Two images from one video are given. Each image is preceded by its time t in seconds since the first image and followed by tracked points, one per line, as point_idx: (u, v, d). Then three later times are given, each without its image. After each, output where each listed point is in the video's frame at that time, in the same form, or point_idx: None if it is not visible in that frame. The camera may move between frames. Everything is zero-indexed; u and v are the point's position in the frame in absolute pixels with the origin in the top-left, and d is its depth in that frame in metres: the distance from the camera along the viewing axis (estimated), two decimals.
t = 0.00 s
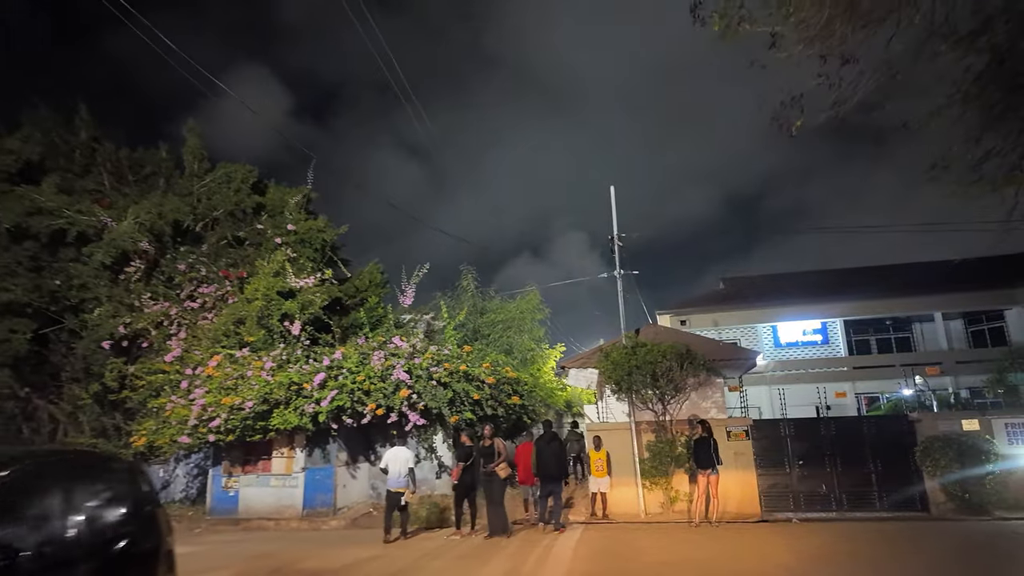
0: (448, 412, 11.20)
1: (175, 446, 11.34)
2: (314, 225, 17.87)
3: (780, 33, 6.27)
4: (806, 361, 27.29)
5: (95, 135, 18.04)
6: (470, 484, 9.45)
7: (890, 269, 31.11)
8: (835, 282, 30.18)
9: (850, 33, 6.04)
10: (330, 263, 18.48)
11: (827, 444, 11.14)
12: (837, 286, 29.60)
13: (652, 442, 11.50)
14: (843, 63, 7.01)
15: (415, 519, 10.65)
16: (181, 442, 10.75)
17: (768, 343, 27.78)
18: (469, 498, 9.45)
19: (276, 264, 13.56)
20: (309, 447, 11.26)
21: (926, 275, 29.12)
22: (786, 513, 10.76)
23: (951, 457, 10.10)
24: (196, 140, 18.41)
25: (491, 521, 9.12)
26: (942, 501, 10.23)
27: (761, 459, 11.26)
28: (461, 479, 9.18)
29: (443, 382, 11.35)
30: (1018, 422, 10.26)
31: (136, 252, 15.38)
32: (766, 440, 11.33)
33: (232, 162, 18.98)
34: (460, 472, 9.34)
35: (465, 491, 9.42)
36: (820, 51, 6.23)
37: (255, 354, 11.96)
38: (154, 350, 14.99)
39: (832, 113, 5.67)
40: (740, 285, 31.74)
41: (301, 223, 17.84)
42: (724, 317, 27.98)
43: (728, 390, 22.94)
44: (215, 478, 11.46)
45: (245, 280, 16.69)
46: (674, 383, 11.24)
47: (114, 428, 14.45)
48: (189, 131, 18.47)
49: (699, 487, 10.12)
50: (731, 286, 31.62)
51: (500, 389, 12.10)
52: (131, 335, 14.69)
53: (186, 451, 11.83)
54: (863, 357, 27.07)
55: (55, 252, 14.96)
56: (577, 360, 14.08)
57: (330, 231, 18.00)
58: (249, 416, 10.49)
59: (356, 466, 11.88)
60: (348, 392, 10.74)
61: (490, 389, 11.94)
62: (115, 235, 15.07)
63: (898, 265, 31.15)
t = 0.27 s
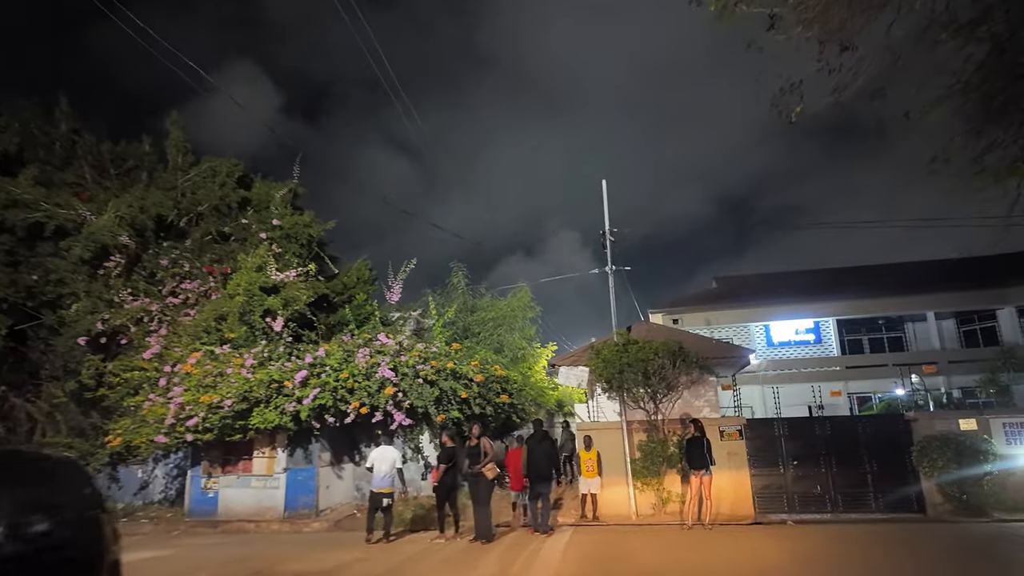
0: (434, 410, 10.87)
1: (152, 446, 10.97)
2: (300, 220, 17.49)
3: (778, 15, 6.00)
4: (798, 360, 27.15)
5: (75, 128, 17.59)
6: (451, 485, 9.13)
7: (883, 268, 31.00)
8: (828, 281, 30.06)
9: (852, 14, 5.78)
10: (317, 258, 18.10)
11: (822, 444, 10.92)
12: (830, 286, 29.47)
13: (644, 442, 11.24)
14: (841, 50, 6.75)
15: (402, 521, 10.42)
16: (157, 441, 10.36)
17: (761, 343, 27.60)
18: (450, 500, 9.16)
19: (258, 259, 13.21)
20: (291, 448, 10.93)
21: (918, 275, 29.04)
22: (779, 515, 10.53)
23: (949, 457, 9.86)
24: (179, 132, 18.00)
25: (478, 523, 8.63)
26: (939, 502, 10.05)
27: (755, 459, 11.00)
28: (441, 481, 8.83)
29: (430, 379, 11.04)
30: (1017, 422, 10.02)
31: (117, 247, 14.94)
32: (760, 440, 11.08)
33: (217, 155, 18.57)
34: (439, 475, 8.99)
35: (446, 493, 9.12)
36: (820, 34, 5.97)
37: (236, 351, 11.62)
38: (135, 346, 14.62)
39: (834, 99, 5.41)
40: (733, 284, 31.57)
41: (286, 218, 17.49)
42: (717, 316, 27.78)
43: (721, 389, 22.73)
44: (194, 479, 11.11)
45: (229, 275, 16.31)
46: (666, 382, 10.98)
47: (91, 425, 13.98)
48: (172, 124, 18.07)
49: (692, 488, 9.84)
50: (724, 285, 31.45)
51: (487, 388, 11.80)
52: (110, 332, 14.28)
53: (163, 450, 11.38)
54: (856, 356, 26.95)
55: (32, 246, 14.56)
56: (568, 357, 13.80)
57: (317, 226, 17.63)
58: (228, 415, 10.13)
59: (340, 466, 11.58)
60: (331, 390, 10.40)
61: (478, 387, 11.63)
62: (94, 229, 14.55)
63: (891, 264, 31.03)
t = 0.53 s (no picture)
0: (421, 409, 10.51)
1: (129, 446, 10.59)
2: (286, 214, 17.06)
3: None
4: (792, 359, 27.00)
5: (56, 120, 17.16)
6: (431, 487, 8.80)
7: (876, 267, 30.89)
8: (822, 280, 29.89)
9: None
10: (304, 254, 17.69)
11: (817, 443, 10.69)
12: (825, 284, 29.30)
13: (636, 442, 10.97)
14: (841, 35, 6.50)
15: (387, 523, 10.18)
16: (131, 441, 9.98)
17: (754, 342, 27.40)
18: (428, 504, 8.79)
19: (241, 253, 12.85)
20: (273, 447, 10.57)
21: (912, 274, 28.92)
22: (774, 516, 10.31)
23: (948, 457, 9.63)
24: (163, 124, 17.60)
25: (465, 525, 8.32)
26: (937, 504, 9.82)
27: (749, 459, 10.74)
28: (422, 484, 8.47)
29: (417, 377, 10.71)
30: (1016, 421, 9.79)
31: (95, 240, 14.46)
32: (755, 440, 10.83)
33: (201, 149, 18.16)
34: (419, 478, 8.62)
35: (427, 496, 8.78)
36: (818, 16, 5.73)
37: (216, 348, 11.26)
38: (115, 343, 14.28)
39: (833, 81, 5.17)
40: (727, 282, 31.38)
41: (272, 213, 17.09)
42: (710, 315, 27.57)
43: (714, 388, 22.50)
44: (172, 480, 10.78)
45: (213, 270, 15.93)
46: (659, 379, 10.72)
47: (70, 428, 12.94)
48: (155, 116, 17.66)
49: (685, 488, 9.56)
50: (718, 284, 31.25)
51: (476, 386, 11.48)
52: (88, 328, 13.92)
53: (138, 450, 11.06)
54: (850, 355, 26.81)
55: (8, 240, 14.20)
56: (559, 355, 13.51)
57: (304, 221, 17.26)
58: (206, 414, 9.77)
59: (324, 466, 11.28)
60: (314, 388, 10.04)
61: (466, 385, 11.30)
62: (71, 223, 14.20)
63: (884, 263, 30.92)
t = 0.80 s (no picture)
0: (408, 408, 10.18)
1: (104, 445, 10.23)
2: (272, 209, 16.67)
3: None
4: (786, 359, 26.81)
5: (36, 111, 16.73)
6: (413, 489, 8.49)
7: (870, 266, 30.76)
8: (817, 279, 29.72)
9: None
10: (291, 250, 17.33)
11: (814, 442, 10.46)
12: (819, 283, 29.14)
13: (629, 442, 10.70)
14: (841, 21, 6.25)
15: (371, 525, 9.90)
16: (106, 441, 9.62)
17: (748, 341, 27.19)
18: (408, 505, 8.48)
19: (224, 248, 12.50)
20: (254, 447, 10.22)
21: (907, 273, 28.81)
22: (769, 518, 10.10)
23: (948, 457, 9.39)
24: (146, 117, 17.21)
25: (450, 527, 8.01)
26: (936, 505, 9.57)
27: (745, 459, 10.48)
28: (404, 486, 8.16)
29: (403, 375, 10.40)
30: (1017, 420, 9.54)
31: (75, 235, 14.21)
32: (750, 440, 10.59)
33: (186, 142, 17.77)
34: (401, 480, 8.31)
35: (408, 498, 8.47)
36: None
37: (195, 344, 10.93)
38: (94, 339, 13.97)
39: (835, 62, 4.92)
40: (721, 281, 31.18)
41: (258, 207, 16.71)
42: (704, 313, 27.34)
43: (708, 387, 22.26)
44: (150, 481, 10.42)
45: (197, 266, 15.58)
46: (653, 378, 10.45)
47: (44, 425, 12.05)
48: (139, 108, 17.26)
49: (679, 489, 9.28)
50: (712, 283, 31.04)
51: (465, 385, 11.16)
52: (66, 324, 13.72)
53: (116, 451, 10.89)
54: (843, 354, 26.65)
55: None
56: (551, 353, 13.22)
57: (291, 216, 16.90)
58: (183, 413, 9.42)
59: (307, 467, 10.96)
60: (296, 386, 9.70)
61: (454, 383, 10.98)
62: (50, 216, 13.95)
63: (878, 262, 30.78)
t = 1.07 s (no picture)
0: (395, 407, 9.89)
1: (81, 446, 9.90)
2: (260, 205, 16.32)
3: None
4: (780, 358, 26.66)
5: (18, 104, 16.35)
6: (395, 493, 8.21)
7: (865, 266, 30.62)
8: (811, 279, 29.57)
9: None
10: (279, 246, 16.98)
11: (811, 443, 10.23)
12: (814, 283, 28.98)
13: (622, 442, 10.45)
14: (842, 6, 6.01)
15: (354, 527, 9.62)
16: (81, 440, 9.30)
17: (742, 341, 27.02)
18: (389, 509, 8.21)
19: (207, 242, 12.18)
20: (236, 448, 9.92)
21: (901, 273, 28.69)
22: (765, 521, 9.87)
23: (948, 458, 9.18)
24: (131, 109, 16.85)
25: (434, 530, 7.72)
26: (936, 507, 9.35)
27: (740, 460, 10.33)
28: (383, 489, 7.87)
29: (390, 374, 10.11)
30: (1018, 420, 9.38)
31: (54, 230, 13.92)
32: (745, 440, 10.36)
33: (173, 136, 17.41)
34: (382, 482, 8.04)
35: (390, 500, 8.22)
36: None
37: (176, 341, 10.61)
38: (74, 336, 13.69)
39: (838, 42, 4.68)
40: (715, 281, 30.98)
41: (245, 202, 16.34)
42: (698, 313, 27.14)
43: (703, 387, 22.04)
44: (129, 482, 10.10)
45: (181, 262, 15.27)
46: (646, 376, 10.22)
47: (19, 424, 11.39)
48: (124, 101, 16.90)
49: (673, 491, 9.02)
50: (706, 283, 30.85)
51: (454, 383, 10.88)
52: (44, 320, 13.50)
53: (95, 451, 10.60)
54: (838, 354, 26.51)
55: None
56: (542, 351, 12.96)
57: (278, 212, 16.57)
58: (161, 412, 9.11)
59: (291, 468, 10.67)
60: (278, 384, 9.39)
61: (443, 382, 10.69)
62: (29, 211, 13.61)
63: (873, 262, 30.64)
